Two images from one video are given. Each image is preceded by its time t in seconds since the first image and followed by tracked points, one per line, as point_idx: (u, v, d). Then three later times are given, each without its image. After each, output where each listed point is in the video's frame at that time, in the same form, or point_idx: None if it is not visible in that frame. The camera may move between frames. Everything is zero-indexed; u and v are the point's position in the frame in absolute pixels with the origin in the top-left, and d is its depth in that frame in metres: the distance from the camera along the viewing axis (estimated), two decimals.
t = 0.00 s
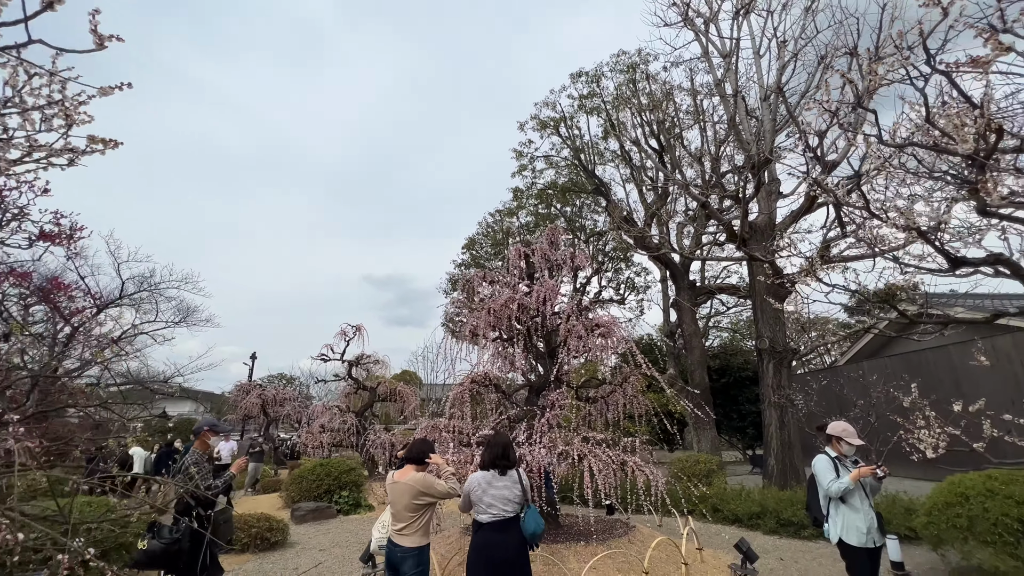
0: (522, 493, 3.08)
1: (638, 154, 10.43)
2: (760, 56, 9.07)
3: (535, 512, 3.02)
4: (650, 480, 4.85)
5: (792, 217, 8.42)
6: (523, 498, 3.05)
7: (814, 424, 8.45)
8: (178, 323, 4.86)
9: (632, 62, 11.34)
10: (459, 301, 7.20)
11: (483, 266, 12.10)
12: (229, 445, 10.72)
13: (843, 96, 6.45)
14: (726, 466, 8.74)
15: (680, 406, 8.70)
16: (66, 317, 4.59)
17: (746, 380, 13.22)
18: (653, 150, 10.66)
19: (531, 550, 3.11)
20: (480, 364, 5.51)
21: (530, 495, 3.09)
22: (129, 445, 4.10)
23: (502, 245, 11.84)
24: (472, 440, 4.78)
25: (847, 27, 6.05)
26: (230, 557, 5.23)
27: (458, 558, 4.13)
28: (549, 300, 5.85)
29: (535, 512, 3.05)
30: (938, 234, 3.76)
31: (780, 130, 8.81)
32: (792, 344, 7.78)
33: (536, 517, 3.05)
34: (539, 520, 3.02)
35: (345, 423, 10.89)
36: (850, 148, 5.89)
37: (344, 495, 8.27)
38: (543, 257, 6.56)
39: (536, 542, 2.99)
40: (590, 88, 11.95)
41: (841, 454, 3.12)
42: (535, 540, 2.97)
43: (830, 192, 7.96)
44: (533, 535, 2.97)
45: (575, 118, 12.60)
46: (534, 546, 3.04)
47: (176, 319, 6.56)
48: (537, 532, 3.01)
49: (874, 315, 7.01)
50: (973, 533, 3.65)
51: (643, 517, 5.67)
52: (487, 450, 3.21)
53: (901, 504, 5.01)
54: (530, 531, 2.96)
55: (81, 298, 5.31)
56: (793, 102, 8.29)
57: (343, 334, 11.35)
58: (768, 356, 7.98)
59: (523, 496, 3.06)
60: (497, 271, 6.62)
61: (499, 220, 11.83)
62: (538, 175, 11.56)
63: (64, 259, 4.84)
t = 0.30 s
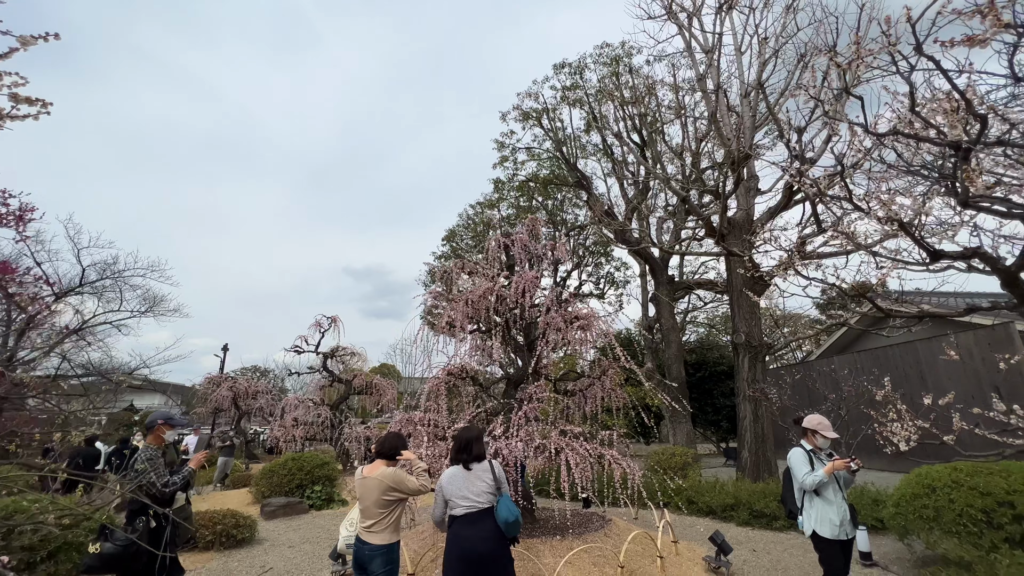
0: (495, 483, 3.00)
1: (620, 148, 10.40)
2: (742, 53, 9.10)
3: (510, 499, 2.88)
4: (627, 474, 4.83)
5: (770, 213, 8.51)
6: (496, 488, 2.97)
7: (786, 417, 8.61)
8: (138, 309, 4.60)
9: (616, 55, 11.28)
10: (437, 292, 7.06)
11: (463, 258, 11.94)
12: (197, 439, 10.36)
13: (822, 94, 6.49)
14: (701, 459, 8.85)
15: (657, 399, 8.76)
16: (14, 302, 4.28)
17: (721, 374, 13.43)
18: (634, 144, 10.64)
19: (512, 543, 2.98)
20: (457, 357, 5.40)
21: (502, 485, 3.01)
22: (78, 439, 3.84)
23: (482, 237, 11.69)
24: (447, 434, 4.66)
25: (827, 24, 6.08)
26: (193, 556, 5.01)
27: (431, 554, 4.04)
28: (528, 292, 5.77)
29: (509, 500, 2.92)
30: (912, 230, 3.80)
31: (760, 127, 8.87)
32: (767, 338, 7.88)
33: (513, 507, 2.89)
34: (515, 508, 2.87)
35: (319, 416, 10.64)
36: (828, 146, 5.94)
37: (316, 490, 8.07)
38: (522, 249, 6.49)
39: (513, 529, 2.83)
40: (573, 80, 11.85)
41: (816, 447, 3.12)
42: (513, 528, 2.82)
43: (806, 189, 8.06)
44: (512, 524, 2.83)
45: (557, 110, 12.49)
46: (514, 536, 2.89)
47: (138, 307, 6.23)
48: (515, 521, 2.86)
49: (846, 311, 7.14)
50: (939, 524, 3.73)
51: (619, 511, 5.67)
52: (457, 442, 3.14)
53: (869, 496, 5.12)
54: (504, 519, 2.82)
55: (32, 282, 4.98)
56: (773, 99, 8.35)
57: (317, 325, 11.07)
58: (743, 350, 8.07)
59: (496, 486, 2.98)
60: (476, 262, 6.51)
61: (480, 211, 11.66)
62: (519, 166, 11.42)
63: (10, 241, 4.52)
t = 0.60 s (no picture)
0: (483, 480, 2.87)
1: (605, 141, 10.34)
2: (727, 47, 9.09)
3: (496, 500, 2.75)
4: (607, 466, 4.79)
5: (752, 208, 8.54)
6: (482, 485, 2.84)
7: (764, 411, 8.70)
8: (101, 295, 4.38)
9: (602, 47, 11.19)
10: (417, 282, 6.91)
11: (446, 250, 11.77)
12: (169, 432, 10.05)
13: (806, 89, 6.50)
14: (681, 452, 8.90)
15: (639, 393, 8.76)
16: None
17: (701, 368, 13.56)
18: (620, 137, 10.59)
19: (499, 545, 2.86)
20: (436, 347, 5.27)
21: (492, 483, 2.87)
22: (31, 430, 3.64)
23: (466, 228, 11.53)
24: (424, 426, 4.55)
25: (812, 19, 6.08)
26: (158, 553, 4.82)
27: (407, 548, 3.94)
28: (510, 283, 5.68)
29: (494, 499, 2.79)
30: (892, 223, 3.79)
31: (744, 122, 8.88)
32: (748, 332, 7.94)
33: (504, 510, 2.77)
34: (500, 507, 2.75)
35: (296, 409, 10.41)
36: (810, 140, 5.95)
37: (292, 484, 7.88)
38: (505, 239, 6.42)
39: (499, 531, 2.70)
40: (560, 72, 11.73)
41: (796, 439, 3.10)
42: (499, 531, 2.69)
43: (788, 185, 8.12)
44: (496, 526, 2.70)
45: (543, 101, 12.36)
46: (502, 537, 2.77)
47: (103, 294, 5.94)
48: (500, 521, 2.74)
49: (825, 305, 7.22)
50: (912, 514, 3.78)
51: (598, 504, 5.63)
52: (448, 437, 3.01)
53: (844, 488, 5.18)
54: (489, 520, 2.69)
55: None
56: (757, 94, 8.36)
57: (295, 316, 10.81)
58: (724, 344, 8.10)
59: (482, 482, 2.85)
60: (457, 252, 6.38)
61: (464, 203, 11.50)
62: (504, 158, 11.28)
63: None
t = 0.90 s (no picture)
0: (491, 480, 2.71)
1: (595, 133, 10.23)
2: (718, 41, 9.02)
3: (505, 504, 2.59)
4: (591, 461, 4.72)
5: (740, 204, 8.51)
6: (492, 485, 2.69)
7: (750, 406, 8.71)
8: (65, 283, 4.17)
9: (593, 38, 11.05)
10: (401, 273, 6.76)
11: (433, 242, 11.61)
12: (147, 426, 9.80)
13: (796, 82, 6.44)
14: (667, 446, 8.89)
15: (626, 387, 8.71)
16: None
17: (688, 364, 13.60)
18: (610, 131, 10.49)
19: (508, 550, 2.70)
20: (419, 338, 5.14)
21: (500, 482, 2.71)
22: None
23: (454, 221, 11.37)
24: (404, 420, 4.43)
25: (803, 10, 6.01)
26: (127, 551, 4.64)
27: (385, 545, 3.82)
28: (495, 274, 5.59)
29: (502, 501, 2.64)
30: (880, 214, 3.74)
31: (733, 116, 8.83)
32: (734, 327, 7.91)
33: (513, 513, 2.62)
34: (507, 510, 2.59)
35: (278, 403, 10.21)
36: (799, 134, 5.90)
37: (272, 479, 7.72)
38: (489, 231, 6.31)
39: (504, 535, 2.54)
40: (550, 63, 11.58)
41: (784, 433, 3.04)
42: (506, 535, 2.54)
43: (776, 180, 8.10)
44: (504, 530, 2.55)
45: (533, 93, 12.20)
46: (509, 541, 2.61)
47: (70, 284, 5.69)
48: (506, 525, 2.58)
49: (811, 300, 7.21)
50: (894, 508, 3.75)
51: (582, 499, 5.57)
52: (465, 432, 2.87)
53: (827, 482, 5.17)
54: (496, 523, 2.54)
55: None
56: (748, 87, 8.30)
57: (278, 308, 10.59)
58: (712, 339, 8.08)
59: (492, 482, 2.70)
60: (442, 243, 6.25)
61: (452, 195, 11.32)
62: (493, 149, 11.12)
63: None
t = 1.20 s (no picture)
0: (497, 479, 2.53)
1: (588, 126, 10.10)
2: (714, 34, 8.91)
3: (507, 505, 2.40)
4: (580, 458, 4.62)
5: (734, 198, 8.43)
6: (496, 483, 2.51)
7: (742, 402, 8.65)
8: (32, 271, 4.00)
9: (588, 30, 10.91)
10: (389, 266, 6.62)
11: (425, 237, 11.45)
12: (132, 421, 9.61)
13: (791, 73, 6.34)
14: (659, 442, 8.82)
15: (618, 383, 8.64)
16: None
17: (681, 360, 13.57)
18: (604, 124, 10.35)
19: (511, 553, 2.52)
20: (404, 332, 5.01)
21: (506, 483, 2.52)
22: None
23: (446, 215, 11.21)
24: (388, 415, 4.31)
25: None
26: (102, 550, 4.50)
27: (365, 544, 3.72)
28: (482, 266, 5.47)
29: (505, 500, 2.45)
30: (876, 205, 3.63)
31: (728, 110, 8.73)
32: (727, 323, 7.84)
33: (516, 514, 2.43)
34: (507, 511, 2.40)
35: (266, 399, 10.05)
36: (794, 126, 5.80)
37: (258, 475, 7.59)
38: (479, 223, 6.18)
39: (502, 537, 2.35)
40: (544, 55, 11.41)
41: (774, 428, 2.95)
42: (504, 537, 2.35)
43: (771, 175, 8.01)
44: (503, 532, 2.37)
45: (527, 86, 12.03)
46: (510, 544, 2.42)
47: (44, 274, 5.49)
48: (507, 527, 2.39)
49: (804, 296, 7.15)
50: (887, 506, 3.68)
51: (572, 496, 5.48)
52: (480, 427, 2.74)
53: (819, 479, 5.11)
54: (494, 522, 2.36)
55: None
56: (742, 80, 8.20)
57: (266, 302, 10.42)
58: (704, 335, 8.00)
59: (496, 480, 2.52)
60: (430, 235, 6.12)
61: (444, 188, 11.16)
62: (486, 142, 10.95)
63: None
